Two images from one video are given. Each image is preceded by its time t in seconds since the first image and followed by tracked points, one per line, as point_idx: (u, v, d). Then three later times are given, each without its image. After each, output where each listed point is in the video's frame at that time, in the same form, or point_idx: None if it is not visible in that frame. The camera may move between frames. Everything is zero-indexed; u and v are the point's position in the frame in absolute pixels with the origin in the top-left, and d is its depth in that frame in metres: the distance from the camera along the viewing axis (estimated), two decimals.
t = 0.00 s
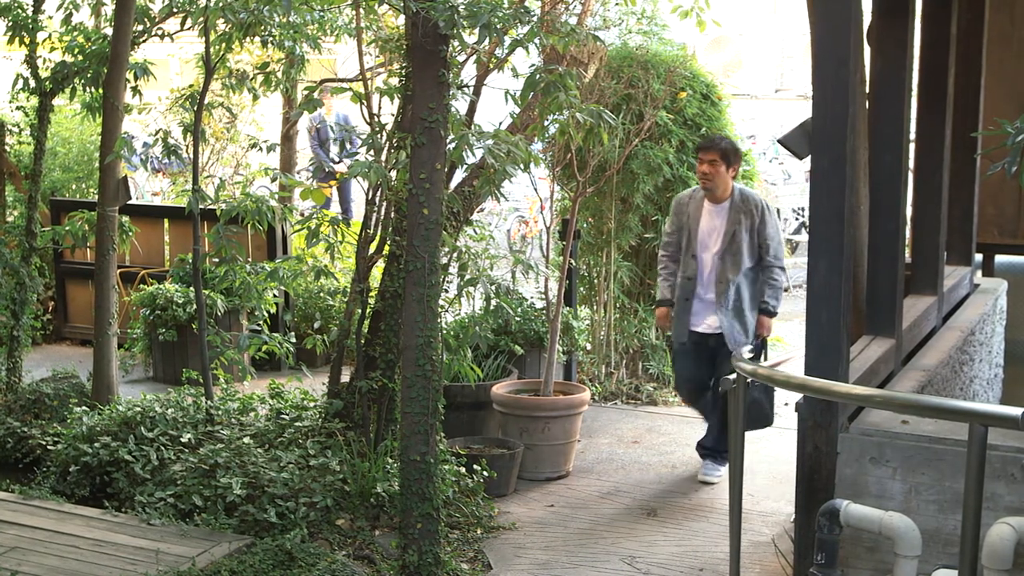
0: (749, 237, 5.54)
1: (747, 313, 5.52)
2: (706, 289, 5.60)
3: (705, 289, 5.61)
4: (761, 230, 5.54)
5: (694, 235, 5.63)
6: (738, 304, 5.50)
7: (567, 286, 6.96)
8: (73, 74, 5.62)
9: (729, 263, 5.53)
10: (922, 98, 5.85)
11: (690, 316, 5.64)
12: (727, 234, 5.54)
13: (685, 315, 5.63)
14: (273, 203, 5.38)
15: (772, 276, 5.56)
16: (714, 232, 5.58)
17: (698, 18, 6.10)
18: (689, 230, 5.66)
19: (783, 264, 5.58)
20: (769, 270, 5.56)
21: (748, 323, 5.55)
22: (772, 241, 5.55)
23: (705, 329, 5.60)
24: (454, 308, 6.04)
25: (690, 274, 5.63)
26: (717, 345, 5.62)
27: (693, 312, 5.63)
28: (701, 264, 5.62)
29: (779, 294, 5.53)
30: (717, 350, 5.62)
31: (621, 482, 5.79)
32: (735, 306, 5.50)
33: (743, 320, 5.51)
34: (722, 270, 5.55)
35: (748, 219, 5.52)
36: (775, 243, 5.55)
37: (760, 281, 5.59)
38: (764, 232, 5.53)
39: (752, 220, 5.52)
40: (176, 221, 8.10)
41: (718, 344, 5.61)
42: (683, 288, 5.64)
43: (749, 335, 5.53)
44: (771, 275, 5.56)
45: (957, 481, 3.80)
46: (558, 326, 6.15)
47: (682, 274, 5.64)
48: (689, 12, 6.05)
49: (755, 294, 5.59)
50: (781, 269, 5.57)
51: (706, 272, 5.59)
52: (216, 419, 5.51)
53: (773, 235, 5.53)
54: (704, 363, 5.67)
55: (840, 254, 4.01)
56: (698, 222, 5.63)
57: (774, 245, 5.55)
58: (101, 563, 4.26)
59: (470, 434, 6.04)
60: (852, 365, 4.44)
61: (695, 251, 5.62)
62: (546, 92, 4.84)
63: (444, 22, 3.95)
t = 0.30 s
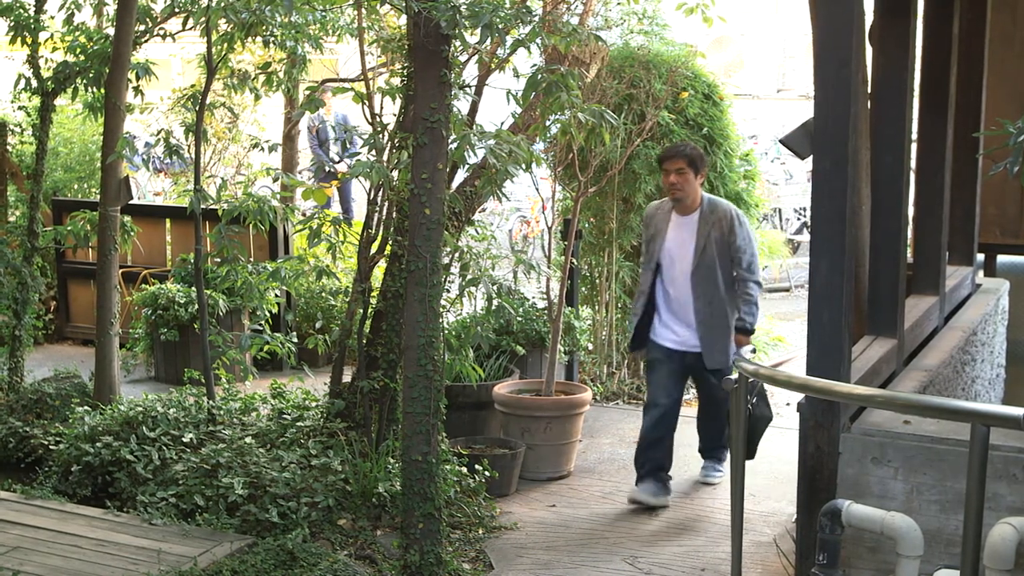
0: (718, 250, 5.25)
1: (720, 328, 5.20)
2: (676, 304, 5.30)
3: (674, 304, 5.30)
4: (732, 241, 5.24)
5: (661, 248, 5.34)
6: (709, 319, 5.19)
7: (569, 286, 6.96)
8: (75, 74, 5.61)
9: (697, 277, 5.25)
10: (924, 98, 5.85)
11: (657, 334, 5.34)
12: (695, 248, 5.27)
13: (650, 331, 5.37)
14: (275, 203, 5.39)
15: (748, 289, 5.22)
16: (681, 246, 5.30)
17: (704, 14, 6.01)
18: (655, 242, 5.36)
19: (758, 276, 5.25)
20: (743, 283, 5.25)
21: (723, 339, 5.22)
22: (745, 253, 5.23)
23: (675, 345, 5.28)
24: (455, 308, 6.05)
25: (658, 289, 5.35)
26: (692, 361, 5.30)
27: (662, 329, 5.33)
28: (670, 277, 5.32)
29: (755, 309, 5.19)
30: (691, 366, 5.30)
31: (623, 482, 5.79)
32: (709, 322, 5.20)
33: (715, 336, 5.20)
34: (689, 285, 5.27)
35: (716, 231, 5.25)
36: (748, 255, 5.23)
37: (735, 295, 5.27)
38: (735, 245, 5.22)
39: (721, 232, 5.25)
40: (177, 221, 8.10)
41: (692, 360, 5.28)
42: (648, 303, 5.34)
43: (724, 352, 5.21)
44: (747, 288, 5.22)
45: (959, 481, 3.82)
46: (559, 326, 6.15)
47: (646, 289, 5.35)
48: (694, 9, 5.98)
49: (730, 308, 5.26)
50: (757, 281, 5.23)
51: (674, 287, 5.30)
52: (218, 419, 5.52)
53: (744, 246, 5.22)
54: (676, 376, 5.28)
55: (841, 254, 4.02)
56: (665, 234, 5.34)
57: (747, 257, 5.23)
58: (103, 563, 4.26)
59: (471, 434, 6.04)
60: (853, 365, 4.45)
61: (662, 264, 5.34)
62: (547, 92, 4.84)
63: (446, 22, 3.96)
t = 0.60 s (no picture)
0: (699, 242, 4.94)
1: (701, 326, 4.90)
2: (654, 303, 4.95)
3: (652, 304, 4.96)
4: (715, 233, 4.96)
5: (636, 246, 5.00)
6: (691, 316, 4.89)
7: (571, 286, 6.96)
8: (77, 74, 5.58)
9: (677, 273, 4.92)
10: (927, 98, 5.85)
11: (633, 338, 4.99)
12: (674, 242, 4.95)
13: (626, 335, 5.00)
14: (277, 203, 5.39)
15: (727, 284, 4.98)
16: (661, 240, 4.97)
17: (707, 13, 6.01)
18: (628, 240, 5.05)
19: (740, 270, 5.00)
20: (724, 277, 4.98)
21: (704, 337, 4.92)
22: (728, 245, 4.97)
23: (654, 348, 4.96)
24: (458, 308, 6.05)
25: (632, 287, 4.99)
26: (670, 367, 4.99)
27: (639, 331, 4.99)
28: (647, 275, 4.98)
29: (737, 303, 4.95)
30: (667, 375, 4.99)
31: (625, 482, 5.79)
32: (693, 321, 4.88)
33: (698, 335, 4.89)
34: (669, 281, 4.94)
35: (698, 223, 4.95)
36: (729, 248, 4.97)
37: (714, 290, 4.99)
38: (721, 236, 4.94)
39: (702, 224, 4.95)
40: (180, 221, 8.09)
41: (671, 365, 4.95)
42: (624, 307, 5.00)
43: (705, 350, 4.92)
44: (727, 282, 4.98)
45: (961, 481, 3.82)
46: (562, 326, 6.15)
47: (623, 290, 5.00)
48: (697, 8, 5.96)
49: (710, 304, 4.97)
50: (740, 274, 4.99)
51: (653, 284, 4.96)
52: (220, 419, 5.52)
53: (727, 239, 4.95)
54: (650, 394, 5.04)
55: (843, 254, 4.03)
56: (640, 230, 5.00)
57: (731, 249, 4.98)
58: (106, 563, 4.26)
59: (473, 434, 6.04)
60: (856, 365, 4.46)
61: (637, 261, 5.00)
62: (550, 92, 4.84)
63: (449, 22, 3.96)
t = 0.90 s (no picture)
0: (693, 262, 4.64)
1: (700, 349, 4.60)
2: (654, 323, 4.62)
3: (651, 324, 4.62)
4: (708, 252, 4.67)
5: (630, 262, 4.67)
6: (691, 338, 4.59)
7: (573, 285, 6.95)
8: (79, 74, 5.57)
9: (675, 293, 4.61)
10: (928, 98, 5.84)
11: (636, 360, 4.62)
12: (669, 260, 4.65)
13: (628, 358, 4.61)
14: (279, 203, 5.39)
15: (719, 305, 4.71)
16: (657, 257, 4.66)
17: (708, 13, 6.01)
18: (620, 257, 4.71)
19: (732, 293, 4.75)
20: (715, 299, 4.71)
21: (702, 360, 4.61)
22: (721, 266, 4.69)
23: (655, 371, 4.62)
24: (459, 308, 6.05)
25: (630, 306, 4.64)
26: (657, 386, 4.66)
27: (641, 353, 4.62)
28: (639, 291, 4.65)
29: (728, 327, 4.68)
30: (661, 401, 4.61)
31: (627, 482, 5.79)
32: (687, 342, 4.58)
33: (698, 358, 4.58)
34: (666, 301, 4.63)
35: (692, 241, 4.65)
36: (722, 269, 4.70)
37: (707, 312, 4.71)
38: (713, 255, 4.65)
39: (697, 242, 4.66)
40: (181, 221, 8.09)
41: (670, 391, 4.58)
42: (624, 328, 4.62)
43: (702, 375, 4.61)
44: (719, 305, 4.71)
45: (963, 481, 3.83)
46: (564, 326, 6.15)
47: (621, 309, 4.64)
48: (698, 8, 5.95)
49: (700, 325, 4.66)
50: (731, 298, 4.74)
51: (651, 303, 4.63)
52: (222, 419, 5.52)
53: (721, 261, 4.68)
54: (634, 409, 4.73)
55: (844, 254, 4.03)
56: (633, 246, 4.68)
57: (724, 272, 4.70)
58: (108, 563, 4.26)
59: (475, 434, 6.04)
60: (858, 365, 4.47)
61: (633, 278, 4.66)
62: (551, 92, 4.84)
63: (450, 22, 3.95)
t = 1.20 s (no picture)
0: (680, 251, 4.28)
1: (682, 345, 4.26)
2: (635, 317, 4.27)
3: (631, 317, 4.27)
4: (697, 241, 4.28)
5: (613, 251, 4.33)
6: (674, 334, 4.25)
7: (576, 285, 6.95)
8: (81, 74, 5.56)
9: (656, 284, 4.25)
10: (931, 99, 5.83)
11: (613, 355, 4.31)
12: (655, 249, 4.28)
13: (607, 353, 4.31)
14: (281, 203, 5.38)
15: (709, 299, 4.26)
16: (642, 246, 4.29)
17: (712, 14, 5.98)
18: (604, 244, 4.36)
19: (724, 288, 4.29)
20: (705, 292, 4.26)
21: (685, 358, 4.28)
22: (711, 257, 4.28)
23: (635, 368, 4.28)
24: (461, 308, 6.04)
25: (611, 298, 4.32)
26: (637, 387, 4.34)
27: (623, 348, 4.29)
28: (621, 283, 4.31)
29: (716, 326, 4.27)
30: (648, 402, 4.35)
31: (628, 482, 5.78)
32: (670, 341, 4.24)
33: (678, 356, 4.25)
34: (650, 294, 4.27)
35: (680, 228, 4.28)
36: (714, 259, 4.28)
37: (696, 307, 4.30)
38: (702, 245, 4.26)
39: (686, 229, 4.28)
40: (184, 221, 8.08)
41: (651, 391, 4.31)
42: (605, 319, 4.31)
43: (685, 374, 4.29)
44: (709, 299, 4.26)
45: (965, 481, 3.84)
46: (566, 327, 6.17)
47: (602, 300, 4.33)
48: (702, 9, 5.93)
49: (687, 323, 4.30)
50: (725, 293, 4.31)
51: (632, 294, 4.27)
52: (224, 419, 5.52)
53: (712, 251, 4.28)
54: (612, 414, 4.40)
55: (847, 254, 4.03)
56: (618, 233, 4.33)
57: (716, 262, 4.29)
58: (109, 563, 4.26)
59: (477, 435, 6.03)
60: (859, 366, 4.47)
61: (614, 267, 4.32)
62: (553, 92, 4.85)
63: (452, 21, 3.95)
